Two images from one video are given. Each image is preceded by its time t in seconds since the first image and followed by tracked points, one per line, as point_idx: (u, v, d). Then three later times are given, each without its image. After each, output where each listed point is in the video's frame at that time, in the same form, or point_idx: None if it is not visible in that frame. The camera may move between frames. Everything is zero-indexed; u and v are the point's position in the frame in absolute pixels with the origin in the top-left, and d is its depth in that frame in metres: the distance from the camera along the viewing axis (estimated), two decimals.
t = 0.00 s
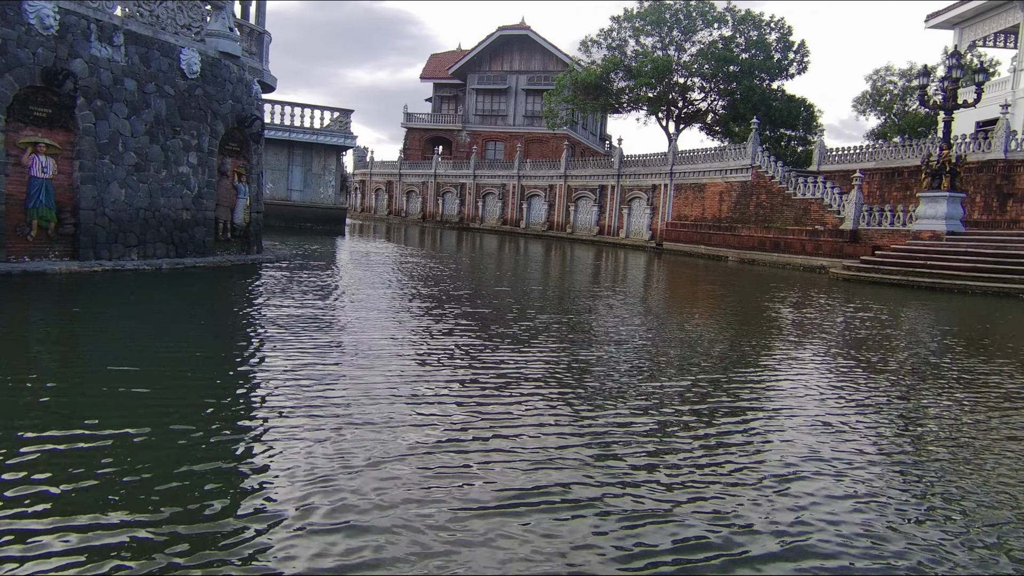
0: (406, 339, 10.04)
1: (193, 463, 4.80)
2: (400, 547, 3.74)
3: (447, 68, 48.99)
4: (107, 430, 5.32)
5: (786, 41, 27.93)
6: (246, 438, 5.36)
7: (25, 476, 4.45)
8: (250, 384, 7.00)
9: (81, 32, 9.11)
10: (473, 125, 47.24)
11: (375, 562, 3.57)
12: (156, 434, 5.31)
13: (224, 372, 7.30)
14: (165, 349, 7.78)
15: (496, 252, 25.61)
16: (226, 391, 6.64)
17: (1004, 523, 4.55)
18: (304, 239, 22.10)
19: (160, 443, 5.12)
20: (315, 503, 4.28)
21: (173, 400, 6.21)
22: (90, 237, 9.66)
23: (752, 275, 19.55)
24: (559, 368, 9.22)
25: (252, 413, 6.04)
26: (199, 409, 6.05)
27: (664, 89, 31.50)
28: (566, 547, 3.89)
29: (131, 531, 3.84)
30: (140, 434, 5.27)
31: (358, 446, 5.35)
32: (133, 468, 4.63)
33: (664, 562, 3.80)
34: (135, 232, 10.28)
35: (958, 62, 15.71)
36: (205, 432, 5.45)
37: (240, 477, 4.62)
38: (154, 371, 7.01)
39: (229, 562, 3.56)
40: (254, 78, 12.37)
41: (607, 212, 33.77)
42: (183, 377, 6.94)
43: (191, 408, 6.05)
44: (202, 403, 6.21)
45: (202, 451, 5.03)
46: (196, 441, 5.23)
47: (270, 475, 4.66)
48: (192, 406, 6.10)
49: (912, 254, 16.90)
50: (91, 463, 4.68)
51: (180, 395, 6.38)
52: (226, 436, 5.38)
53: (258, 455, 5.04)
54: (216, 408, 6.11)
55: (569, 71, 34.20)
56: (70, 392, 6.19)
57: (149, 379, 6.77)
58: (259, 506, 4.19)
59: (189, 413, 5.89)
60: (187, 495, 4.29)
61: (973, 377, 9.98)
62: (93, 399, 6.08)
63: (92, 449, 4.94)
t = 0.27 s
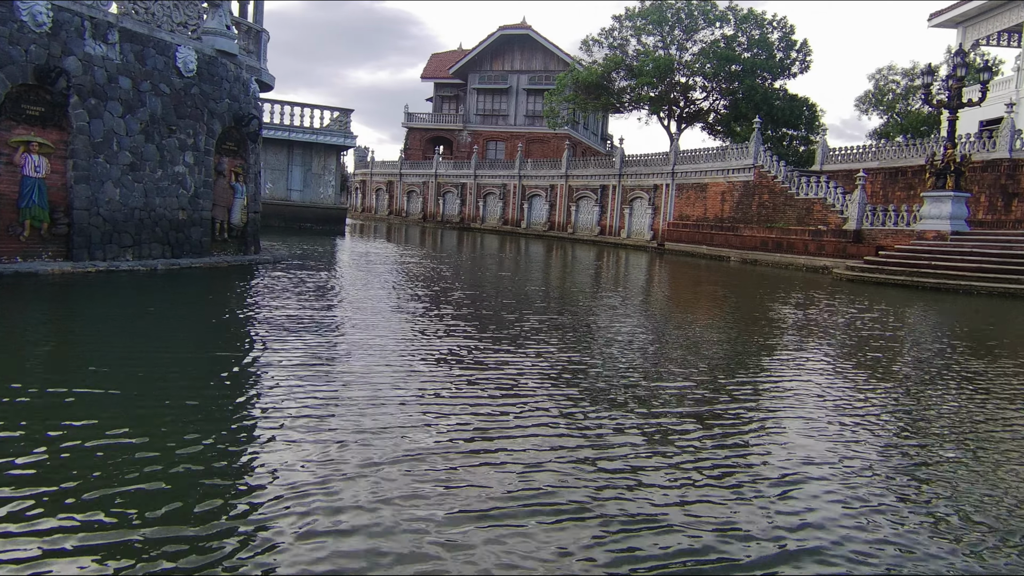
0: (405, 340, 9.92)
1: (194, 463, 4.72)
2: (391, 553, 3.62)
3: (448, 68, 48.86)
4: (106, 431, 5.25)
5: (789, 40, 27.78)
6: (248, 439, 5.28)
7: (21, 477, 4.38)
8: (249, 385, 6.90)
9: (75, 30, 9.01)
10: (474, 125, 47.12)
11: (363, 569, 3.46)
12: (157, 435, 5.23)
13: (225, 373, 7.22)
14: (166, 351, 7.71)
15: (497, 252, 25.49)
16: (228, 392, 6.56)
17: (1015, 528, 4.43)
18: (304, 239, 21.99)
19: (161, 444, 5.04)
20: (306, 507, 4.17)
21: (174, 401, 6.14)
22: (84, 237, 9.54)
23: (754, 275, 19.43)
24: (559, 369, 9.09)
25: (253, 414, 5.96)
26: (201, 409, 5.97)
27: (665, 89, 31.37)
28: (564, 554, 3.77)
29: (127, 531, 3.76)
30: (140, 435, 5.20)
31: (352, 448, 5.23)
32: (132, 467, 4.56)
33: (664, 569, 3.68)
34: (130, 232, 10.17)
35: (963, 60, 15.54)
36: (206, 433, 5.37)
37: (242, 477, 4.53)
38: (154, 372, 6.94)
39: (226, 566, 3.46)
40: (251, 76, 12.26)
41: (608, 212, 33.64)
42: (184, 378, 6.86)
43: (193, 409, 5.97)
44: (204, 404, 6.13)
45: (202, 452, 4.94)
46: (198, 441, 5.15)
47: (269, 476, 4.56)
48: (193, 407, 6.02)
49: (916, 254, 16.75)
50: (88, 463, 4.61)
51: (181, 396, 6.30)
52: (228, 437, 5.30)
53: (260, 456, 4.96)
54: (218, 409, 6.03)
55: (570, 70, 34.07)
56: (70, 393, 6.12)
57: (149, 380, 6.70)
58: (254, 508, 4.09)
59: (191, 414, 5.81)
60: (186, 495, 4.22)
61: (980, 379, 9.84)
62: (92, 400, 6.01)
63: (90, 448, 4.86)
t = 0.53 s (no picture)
0: (401, 342, 9.72)
1: (187, 473, 4.57)
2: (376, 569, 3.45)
3: (449, 68, 48.69)
4: (98, 438, 5.10)
5: (792, 39, 27.56)
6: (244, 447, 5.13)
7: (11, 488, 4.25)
8: (244, 388, 6.75)
9: (64, 26, 8.85)
10: (475, 125, 46.95)
11: None
12: (149, 443, 5.08)
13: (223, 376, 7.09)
14: (163, 354, 7.56)
15: (498, 253, 25.28)
16: (224, 397, 6.41)
17: None
18: (302, 240, 21.81)
19: (153, 453, 4.89)
20: (289, 521, 3.97)
21: (169, 407, 5.99)
22: (75, 238, 9.37)
23: (757, 276, 19.23)
24: (559, 372, 8.89)
25: (248, 420, 5.80)
26: (196, 415, 5.81)
27: (667, 88, 31.17)
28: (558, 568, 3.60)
29: (115, 551, 3.61)
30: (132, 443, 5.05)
31: (340, 456, 5.04)
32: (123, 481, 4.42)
33: None
34: (121, 233, 9.98)
35: (970, 58, 15.34)
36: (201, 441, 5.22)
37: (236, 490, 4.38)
38: (149, 377, 6.78)
39: None
40: (247, 75, 12.09)
41: (610, 212, 33.43)
42: (179, 383, 6.71)
43: (188, 415, 5.81)
44: (199, 410, 5.97)
45: (196, 462, 4.79)
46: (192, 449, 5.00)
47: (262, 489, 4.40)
48: (188, 413, 5.86)
49: (922, 255, 16.53)
50: (77, 475, 4.46)
51: (177, 401, 6.15)
52: (222, 445, 5.14)
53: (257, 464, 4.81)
54: (213, 415, 5.88)
55: (571, 70, 33.86)
56: (61, 398, 5.97)
57: (145, 385, 6.55)
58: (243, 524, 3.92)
59: (186, 420, 5.65)
60: (177, 510, 4.06)
61: (990, 382, 9.63)
62: (84, 406, 5.85)
63: (81, 459, 4.72)
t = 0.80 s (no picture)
0: (399, 345, 9.58)
1: (179, 477, 4.42)
2: None
3: (450, 68, 48.53)
4: (89, 442, 4.96)
5: (795, 38, 27.39)
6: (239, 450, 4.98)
7: None
8: (238, 391, 6.63)
9: (54, 23, 8.70)
10: (475, 126, 46.79)
11: None
12: (141, 446, 4.94)
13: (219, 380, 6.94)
14: (159, 357, 7.42)
15: (499, 255, 25.13)
16: (220, 400, 6.26)
17: None
18: (301, 241, 21.66)
19: (145, 456, 4.74)
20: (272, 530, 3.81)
21: (163, 410, 5.85)
22: (64, 240, 9.21)
23: (760, 277, 19.06)
24: (559, 375, 8.75)
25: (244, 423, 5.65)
26: (192, 418, 5.67)
27: (669, 88, 31.00)
28: None
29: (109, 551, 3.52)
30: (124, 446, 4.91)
31: (329, 460, 4.87)
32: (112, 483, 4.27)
33: None
34: (113, 234, 9.82)
35: (976, 57, 15.16)
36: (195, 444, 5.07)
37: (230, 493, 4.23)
38: (145, 381, 6.65)
39: None
40: (243, 73, 11.92)
41: (611, 213, 33.27)
42: (175, 386, 6.57)
43: (183, 418, 5.67)
44: (195, 413, 5.83)
45: (189, 465, 4.65)
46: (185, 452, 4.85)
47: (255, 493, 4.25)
48: (183, 416, 5.72)
49: (927, 257, 16.36)
50: (66, 477, 4.34)
51: (172, 405, 6.01)
52: (216, 448, 4.99)
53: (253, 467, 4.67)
54: (209, 418, 5.73)
55: (573, 70, 33.68)
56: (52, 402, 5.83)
57: (139, 389, 6.41)
58: (229, 530, 3.76)
59: (181, 424, 5.51)
60: (165, 514, 3.91)
61: (998, 387, 9.46)
62: (75, 409, 5.71)
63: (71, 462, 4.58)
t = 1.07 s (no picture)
0: (396, 347, 9.42)
1: (176, 487, 4.29)
2: None
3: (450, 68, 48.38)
4: (84, 449, 4.81)
5: (797, 38, 27.21)
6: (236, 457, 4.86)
7: None
8: (233, 394, 6.52)
9: (44, 19, 8.55)
10: (476, 126, 46.62)
11: None
12: (138, 453, 4.81)
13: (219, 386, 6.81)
14: (157, 362, 7.30)
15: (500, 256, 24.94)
16: (218, 405, 6.14)
17: None
18: (300, 242, 21.50)
19: (143, 463, 4.62)
20: (258, 545, 3.65)
21: (160, 416, 5.72)
22: (54, 241, 9.04)
23: (762, 279, 18.89)
24: (559, 377, 8.60)
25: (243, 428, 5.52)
26: (189, 424, 5.54)
27: (671, 88, 30.83)
28: None
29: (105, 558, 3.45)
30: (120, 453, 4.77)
31: (319, 469, 4.68)
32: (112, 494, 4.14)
33: None
34: (104, 236, 9.65)
35: (982, 56, 14.96)
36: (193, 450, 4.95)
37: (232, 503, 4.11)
38: (142, 385, 6.52)
39: None
40: (239, 72, 11.75)
41: (612, 214, 33.09)
42: (168, 389, 6.46)
43: (181, 423, 5.54)
44: (193, 418, 5.70)
45: (187, 473, 4.52)
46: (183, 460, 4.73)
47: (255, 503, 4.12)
48: (181, 422, 5.60)
49: (931, 258, 16.18)
50: (57, 482, 4.24)
51: (170, 410, 5.89)
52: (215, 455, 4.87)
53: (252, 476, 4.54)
54: (203, 423, 5.61)
55: (573, 70, 33.51)
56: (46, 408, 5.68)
57: (136, 393, 6.28)
58: (219, 541, 3.64)
59: (178, 429, 5.38)
60: (158, 527, 3.78)
61: (1007, 391, 9.28)
62: (70, 416, 5.56)
63: (61, 471, 4.43)
